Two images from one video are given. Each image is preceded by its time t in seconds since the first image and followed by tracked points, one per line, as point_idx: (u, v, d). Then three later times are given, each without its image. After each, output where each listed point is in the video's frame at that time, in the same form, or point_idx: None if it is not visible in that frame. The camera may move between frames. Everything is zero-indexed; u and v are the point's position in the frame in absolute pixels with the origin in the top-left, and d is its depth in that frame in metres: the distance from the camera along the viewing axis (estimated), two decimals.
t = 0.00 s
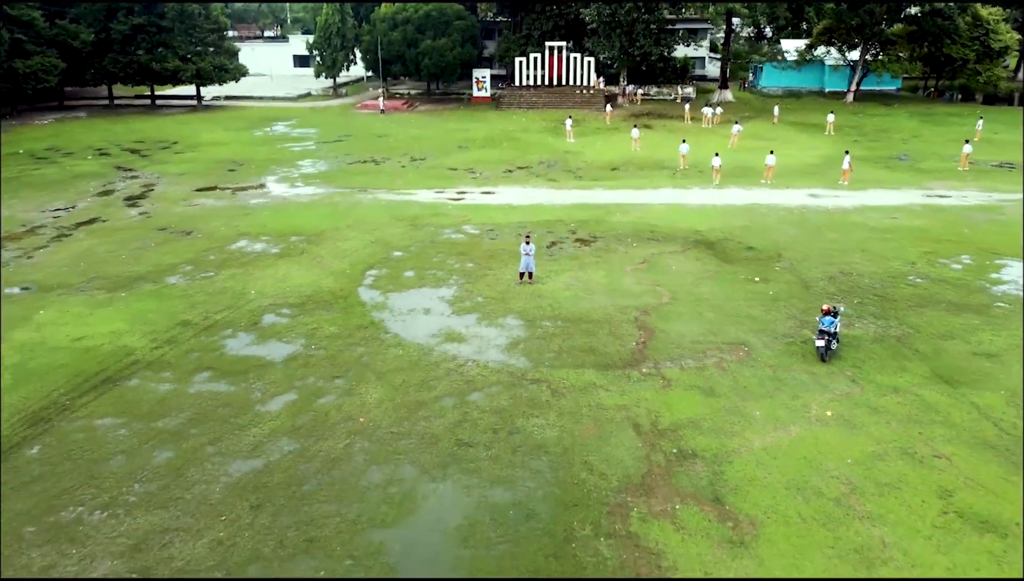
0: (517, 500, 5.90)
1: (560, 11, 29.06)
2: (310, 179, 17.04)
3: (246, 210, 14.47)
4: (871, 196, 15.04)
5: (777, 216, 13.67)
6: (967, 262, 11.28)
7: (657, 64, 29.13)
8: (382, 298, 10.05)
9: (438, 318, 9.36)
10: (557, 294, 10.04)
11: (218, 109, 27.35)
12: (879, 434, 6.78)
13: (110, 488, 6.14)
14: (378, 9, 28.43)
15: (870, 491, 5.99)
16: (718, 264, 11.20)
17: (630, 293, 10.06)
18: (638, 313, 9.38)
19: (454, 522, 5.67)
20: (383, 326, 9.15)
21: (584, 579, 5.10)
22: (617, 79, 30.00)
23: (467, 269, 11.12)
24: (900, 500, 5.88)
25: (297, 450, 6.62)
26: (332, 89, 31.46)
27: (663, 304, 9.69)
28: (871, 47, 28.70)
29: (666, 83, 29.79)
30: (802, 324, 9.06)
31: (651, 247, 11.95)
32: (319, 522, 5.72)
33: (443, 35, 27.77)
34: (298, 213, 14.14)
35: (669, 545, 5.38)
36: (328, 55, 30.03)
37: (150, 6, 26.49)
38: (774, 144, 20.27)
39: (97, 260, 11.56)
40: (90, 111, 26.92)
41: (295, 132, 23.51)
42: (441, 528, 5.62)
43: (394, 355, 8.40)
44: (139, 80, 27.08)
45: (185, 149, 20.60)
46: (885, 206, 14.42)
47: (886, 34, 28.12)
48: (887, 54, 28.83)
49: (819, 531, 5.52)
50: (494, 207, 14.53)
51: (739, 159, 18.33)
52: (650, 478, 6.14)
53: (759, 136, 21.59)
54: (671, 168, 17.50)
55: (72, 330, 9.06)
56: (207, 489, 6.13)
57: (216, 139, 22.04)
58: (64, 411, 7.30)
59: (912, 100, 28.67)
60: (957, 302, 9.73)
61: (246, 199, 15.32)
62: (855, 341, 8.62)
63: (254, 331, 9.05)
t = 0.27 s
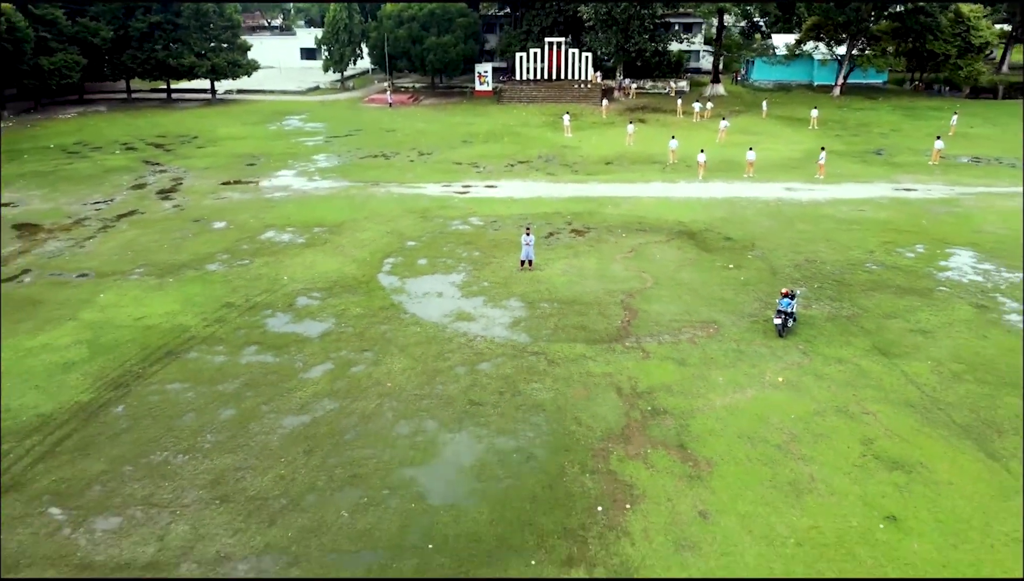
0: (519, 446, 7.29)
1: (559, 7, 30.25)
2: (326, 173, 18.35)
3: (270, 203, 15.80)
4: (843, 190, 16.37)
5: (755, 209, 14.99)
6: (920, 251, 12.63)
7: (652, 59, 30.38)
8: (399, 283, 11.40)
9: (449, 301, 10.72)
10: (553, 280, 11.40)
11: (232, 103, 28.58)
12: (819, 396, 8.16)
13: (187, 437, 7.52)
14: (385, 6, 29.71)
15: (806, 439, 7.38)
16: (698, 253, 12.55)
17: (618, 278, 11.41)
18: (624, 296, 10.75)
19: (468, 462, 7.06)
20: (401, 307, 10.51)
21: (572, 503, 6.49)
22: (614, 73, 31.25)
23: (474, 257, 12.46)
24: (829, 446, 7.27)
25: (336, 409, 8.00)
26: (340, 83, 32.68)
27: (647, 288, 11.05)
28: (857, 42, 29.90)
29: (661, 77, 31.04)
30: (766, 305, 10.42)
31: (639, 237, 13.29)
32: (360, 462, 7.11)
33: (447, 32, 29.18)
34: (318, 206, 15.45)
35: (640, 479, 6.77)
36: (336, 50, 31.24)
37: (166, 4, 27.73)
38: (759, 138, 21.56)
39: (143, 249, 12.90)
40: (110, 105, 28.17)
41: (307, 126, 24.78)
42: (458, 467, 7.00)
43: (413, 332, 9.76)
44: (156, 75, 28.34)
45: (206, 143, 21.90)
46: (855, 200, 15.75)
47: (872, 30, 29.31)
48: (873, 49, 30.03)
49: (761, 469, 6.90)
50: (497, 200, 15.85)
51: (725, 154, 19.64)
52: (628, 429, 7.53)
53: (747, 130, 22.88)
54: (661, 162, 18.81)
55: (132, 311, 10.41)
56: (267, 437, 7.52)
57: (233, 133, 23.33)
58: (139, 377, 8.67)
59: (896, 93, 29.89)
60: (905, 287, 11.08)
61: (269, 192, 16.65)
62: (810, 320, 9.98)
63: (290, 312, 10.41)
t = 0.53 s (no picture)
0: (521, 404, 8.71)
1: (558, 5, 31.49)
2: (340, 168, 19.70)
3: (291, 196, 17.17)
4: (819, 184, 17.74)
5: (736, 202, 16.36)
6: (881, 240, 14.02)
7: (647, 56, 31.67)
8: (413, 269, 12.79)
9: (458, 285, 12.11)
10: (551, 266, 12.79)
11: (245, 98, 29.88)
12: (777, 365, 9.57)
13: (242, 397, 8.93)
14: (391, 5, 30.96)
15: (762, 399, 8.79)
16: (681, 242, 13.93)
17: (609, 265, 12.80)
18: (613, 281, 12.14)
19: (478, 417, 8.47)
20: (416, 290, 11.91)
21: (565, 448, 7.91)
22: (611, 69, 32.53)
23: (480, 246, 13.84)
24: (780, 404, 8.68)
25: (365, 375, 9.41)
26: (347, 77, 33.92)
27: (634, 273, 12.44)
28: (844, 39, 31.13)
29: (656, 72, 32.32)
30: (738, 288, 11.81)
31: (629, 228, 14.67)
32: (388, 418, 8.52)
33: (451, 30, 30.37)
34: (336, 199, 16.81)
35: (621, 430, 8.18)
36: (344, 46, 32.48)
37: (182, 3, 28.98)
38: (746, 134, 22.88)
39: (180, 238, 14.28)
40: (128, 99, 29.47)
41: (318, 121, 26.07)
42: (470, 421, 8.41)
43: (428, 312, 11.16)
44: (173, 71, 29.63)
45: (224, 138, 23.22)
46: (829, 193, 17.10)
47: (858, 28, 30.55)
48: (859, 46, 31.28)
49: (721, 422, 8.32)
50: (500, 193, 17.21)
51: (712, 149, 20.98)
52: (612, 391, 8.94)
53: (735, 125, 24.19)
54: (652, 157, 20.16)
55: (179, 294, 11.80)
56: (309, 398, 8.93)
57: (249, 128, 24.65)
58: (193, 349, 10.08)
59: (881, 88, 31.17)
60: (862, 273, 12.47)
61: (289, 186, 18.02)
62: (776, 301, 11.37)
63: (318, 295, 11.81)
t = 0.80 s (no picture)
0: (522, 374, 10.14)
1: (557, 5, 32.80)
2: (353, 164, 21.12)
3: (310, 191, 18.57)
4: (798, 179, 19.12)
5: (720, 197, 17.76)
6: (849, 232, 15.42)
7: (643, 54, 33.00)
8: (425, 258, 14.21)
9: (466, 272, 13.54)
10: (549, 255, 14.22)
11: (257, 95, 31.22)
12: (745, 341, 11.00)
13: (282, 368, 10.37)
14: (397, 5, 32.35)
15: (729, 369, 10.23)
16: (668, 233, 15.35)
17: (601, 254, 14.23)
18: (604, 269, 13.56)
19: (486, 384, 9.90)
20: (428, 277, 13.33)
21: (559, 409, 9.34)
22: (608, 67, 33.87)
23: (485, 237, 15.26)
24: (745, 374, 10.11)
25: (387, 349, 10.84)
26: (354, 74, 35.25)
27: (623, 262, 13.87)
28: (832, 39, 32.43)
29: (651, 70, 33.65)
30: (716, 275, 13.23)
31: (621, 220, 16.09)
32: (409, 384, 9.95)
33: (454, 30, 31.75)
34: (351, 194, 18.20)
35: (608, 394, 9.62)
36: (352, 44, 33.79)
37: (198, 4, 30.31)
38: (734, 131, 24.26)
39: (212, 230, 15.70)
40: (146, 96, 30.81)
41: (329, 119, 27.42)
42: (478, 387, 9.85)
43: (440, 295, 12.59)
44: (188, 69, 30.97)
45: (242, 135, 24.62)
46: (807, 188, 18.49)
47: (845, 28, 31.83)
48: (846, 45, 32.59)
49: (694, 389, 9.75)
50: (502, 188, 18.62)
51: (701, 146, 22.37)
52: (601, 362, 10.38)
53: (725, 123, 25.56)
54: (645, 154, 21.54)
55: (217, 280, 13.22)
56: (339, 368, 10.36)
57: (264, 125, 26.03)
58: (235, 327, 11.51)
59: (867, 86, 32.50)
60: (829, 261, 13.89)
61: (307, 181, 19.43)
62: (749, 286, 12.79)
63: (341, 281, 13.23)
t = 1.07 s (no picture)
0: (524, 354, 11.58)
1: (556, 13, 34.25)
2: (365, 167, 22.56)
3: (326, 192, 20.01)
4: (779, 182, 20.57)
5: (706, 198, 19.19)
6: (823, 231, 16.87)
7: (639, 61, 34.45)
8: (435, 254, 15.64)
9: (473, 267, 14.97)
10: (548, 251, 15.66)
11: (270, 100, 32.65)
12: (721, 327, 12.45)
13: (313, 350, 11.82)
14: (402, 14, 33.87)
15: (705, 351, 11.68)
16: (656, 231, 16.80)
17: (596, 251, 15.67)
18: (598, 263, 15.01)
19: (493, 363, 11.35)
20: (439, 271, 14.77)
21: (557, 383, 10.78)
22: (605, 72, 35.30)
23: (489, 235, 16.70)
24: (719, 355, 11.56)
25: (405, 334, 12.28)
26: (361, 79, 36.67)
27: (615, 257, 15.32)
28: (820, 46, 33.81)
29: (647, 75, 35.09)
30: (698, 270, 14.68)
31: (614, 220, 17.53)
32: (425, 363, 11.40)
33: (458, 37, 33.26)
34: (364, 195, 19.64)
35: (599, 371, 11.06)
36: (359, 50, 35.19)
37: (213, 13, 31.75)
38: (723, 135, 25.70)
39: (240, 229, 17.14)
40: (163, 100, 32.21)
41: (339, 123, 28.84)
42: (486, 365, 11.29)
43: (450, 287, 14.05)
44: (204, 75, 32.39)
45: (258, 139, 26.05)
46: (787, 190, 19.92)
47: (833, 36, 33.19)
48: (834, 51, 34.00)
49: (673, 367, 11.21)
50: (505, 190, 20.05)
51: (691, 149, 23.81)
52: (594, 345, 11.83)
53: (714, 127, 27.00)
54: (638, 157, 22.97)
55: (249, 273, 14.67)
56: (363, 350, 11.80)
57: (278, 129, 27.47)
58: (269, 315, 12.96)
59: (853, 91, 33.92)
60: (801, 257, 15.33)
61: (323, 183, 20.86)
62: (728, 280, 14.24)
63: (360, 275, 14.67)
